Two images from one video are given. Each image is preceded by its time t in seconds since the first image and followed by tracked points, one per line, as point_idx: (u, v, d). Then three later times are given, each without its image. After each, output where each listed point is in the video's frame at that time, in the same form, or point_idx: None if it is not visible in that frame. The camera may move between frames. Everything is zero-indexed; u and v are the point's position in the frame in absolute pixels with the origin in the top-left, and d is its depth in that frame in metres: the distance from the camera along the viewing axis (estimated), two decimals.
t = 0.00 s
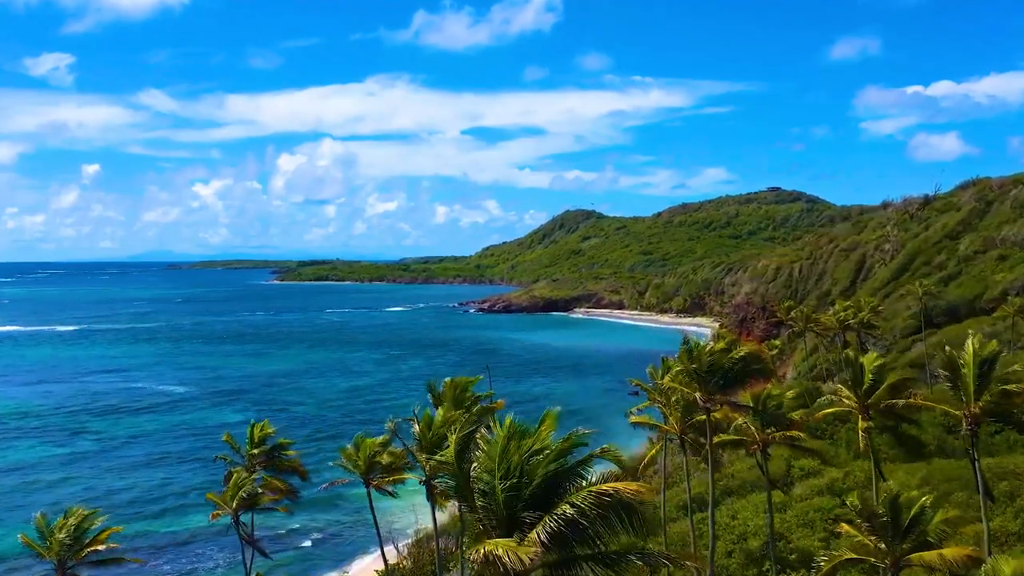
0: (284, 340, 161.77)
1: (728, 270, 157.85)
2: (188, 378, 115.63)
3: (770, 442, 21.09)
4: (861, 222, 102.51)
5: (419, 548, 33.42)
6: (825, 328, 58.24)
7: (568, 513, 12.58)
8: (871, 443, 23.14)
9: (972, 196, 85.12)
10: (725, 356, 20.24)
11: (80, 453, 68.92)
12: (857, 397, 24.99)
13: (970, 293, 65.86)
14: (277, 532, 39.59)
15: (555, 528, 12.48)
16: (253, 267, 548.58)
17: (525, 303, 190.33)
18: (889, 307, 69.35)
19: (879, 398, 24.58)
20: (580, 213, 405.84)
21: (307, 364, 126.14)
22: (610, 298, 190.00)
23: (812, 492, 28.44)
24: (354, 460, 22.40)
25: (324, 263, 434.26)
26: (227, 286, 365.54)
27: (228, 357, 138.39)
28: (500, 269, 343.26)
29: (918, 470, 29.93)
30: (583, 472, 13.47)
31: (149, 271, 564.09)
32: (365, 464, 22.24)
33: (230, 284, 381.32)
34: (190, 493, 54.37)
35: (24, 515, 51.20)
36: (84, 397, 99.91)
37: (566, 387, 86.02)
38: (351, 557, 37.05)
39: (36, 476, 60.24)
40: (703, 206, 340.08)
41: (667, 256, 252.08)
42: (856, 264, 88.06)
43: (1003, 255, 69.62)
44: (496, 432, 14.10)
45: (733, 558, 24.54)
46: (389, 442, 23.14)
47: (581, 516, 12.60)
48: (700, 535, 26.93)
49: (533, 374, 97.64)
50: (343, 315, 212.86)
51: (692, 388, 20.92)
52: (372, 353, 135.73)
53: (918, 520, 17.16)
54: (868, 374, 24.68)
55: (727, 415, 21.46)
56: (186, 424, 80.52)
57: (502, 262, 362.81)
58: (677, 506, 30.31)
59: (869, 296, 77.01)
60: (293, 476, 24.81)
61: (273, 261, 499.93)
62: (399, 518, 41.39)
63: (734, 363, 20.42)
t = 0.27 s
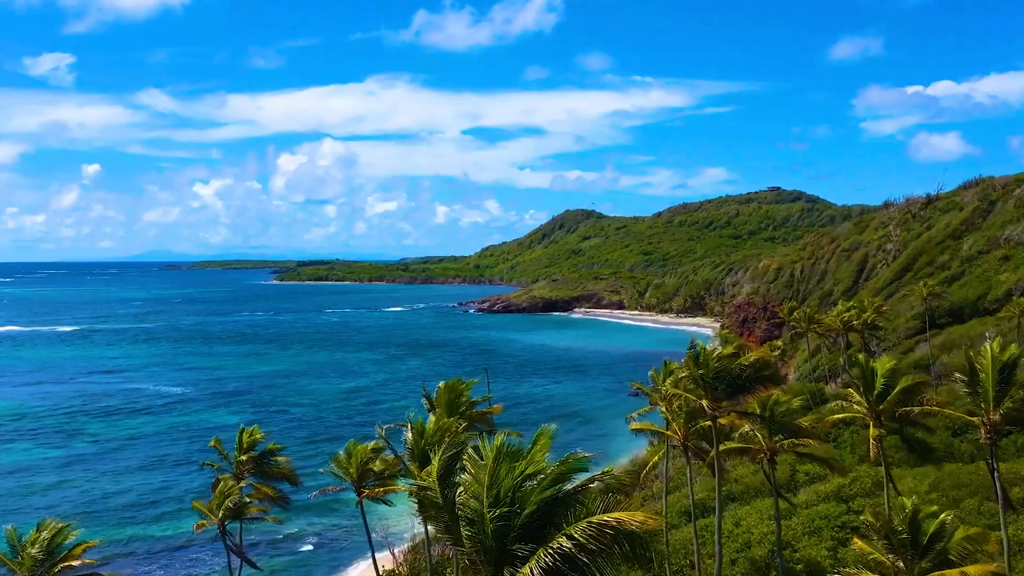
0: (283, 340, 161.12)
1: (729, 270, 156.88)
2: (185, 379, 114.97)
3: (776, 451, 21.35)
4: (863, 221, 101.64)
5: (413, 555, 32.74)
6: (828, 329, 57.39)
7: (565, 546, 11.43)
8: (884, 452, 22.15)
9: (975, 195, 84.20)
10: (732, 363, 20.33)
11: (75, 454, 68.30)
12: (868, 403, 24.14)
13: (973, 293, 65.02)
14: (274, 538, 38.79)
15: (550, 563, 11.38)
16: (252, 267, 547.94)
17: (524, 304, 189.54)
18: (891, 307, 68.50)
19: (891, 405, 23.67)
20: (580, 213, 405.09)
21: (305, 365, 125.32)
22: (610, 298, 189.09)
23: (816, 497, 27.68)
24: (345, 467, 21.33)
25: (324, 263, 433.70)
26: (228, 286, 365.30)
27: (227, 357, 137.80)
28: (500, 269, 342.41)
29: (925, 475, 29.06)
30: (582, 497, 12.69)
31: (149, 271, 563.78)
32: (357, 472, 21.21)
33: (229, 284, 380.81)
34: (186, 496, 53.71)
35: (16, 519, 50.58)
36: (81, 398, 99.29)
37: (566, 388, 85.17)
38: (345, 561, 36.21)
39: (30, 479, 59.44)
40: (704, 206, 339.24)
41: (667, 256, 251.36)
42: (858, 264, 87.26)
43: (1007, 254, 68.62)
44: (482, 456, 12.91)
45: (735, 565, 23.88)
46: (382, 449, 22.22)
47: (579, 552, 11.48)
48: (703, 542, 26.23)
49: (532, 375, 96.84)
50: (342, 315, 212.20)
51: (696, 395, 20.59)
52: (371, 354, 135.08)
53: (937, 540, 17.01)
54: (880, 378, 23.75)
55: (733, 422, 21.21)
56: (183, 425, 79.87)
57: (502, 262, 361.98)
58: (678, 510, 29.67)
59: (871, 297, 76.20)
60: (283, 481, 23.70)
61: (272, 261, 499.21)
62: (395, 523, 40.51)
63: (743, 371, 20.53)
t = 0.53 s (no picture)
0: (282, 340, 160.48)
1: (729, 270, 156.13)
2: (182, 380, 114.28)
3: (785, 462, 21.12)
4: (865, 220, 100.87)
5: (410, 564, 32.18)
6: (832, 329, 56.57)
7: None
8: (899, 460, 21.85)
9: (978, 195, 83.44)
10: (744, 370, 19.35)
11: (70, 457, 67.64)
12: (881, 409, 23.57)
13: (977, 293, 64.33)
14: (270, 544, 38.02)
15: None
16: (252, 267, 546.84)
17: (524, 304, 188.71)
18: (895, 308, 67.77)
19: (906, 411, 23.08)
20: (580, 212, 404.45)
21: (304, 365, 124.54)
22: (610, 298, 188.38)
23: (823, 505, 26.99)
24: (335, 477, 21.24)
25: (324, 262, 432.93)
26: (227, 286, 364.44)
27: (224, 358, 137.12)
28: (500, 268, 341.72)
29: (936, 484, 28.25)
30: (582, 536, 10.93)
31: (148, 271, 563.10)
32: (347, 483, 21.15)
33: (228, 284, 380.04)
34: (181, 502, 53.00)
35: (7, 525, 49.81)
36: (78, 400, 98.60)
37: (566, 389, 84.46)
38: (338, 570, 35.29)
39: (24, 483, 58.60)
40: (704, 206, 338.46)
41: (667, 256, 250.72)
42: (860, 264, 86.53)
43: (1012, 254, 67.76)
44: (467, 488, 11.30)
45: None
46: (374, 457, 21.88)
47: None
48: (706, 552, 25.58)
49: (532, 375, 96.10)
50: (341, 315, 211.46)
51: (706, 406, 20.02)
52: (370, 354, 134.42)
53: (966, 563, 16.46)
54: (895, 386, 23.23)
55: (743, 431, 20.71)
56: (179, 428, 79.14)
57: (502, 262, 361.42)
58: (681, 518, 29.19)
59: (874, 298, 75.55)
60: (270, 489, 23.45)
61: (271, 261, 498.33)
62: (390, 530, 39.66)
63: (754, 379, 19.55)
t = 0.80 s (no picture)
0: (281, 341, 159.82)
1: (730, 270, 155.21)
2: (179, 381, 113.63)
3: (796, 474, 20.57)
4: (867, 220, 100.07)
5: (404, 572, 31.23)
6: (835, 330, 55.72)
7: None
8: (913, 468, 20.92)
9: (982, 194, 82.56)
10: (755, 380, 19.22)
11: (64, 460, 67.02)
12: (896, 418, 22.76)
13: (981, 293, 63.48)
14: (270, 549, 37.22)
15: None
16: (251, 266, 545.85)
17: (524, 304, 187.91)
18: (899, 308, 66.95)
19: (921, 420, 22.30)
20: (580, 212, 403.74)
21: (302, 366, 123.73)
22: (610, 299, 187.57)
23: (830, 514, 26.24)
24: (323, 487, 20.75)
25: (324, 263, 432.19)
26: (227, 286, 363.62)
27: (222, 359, 136.45)
28: (500, 268, 340.92)
29: (951, 493, 27.15)
30: None
31: (147, 271, 562.24)
32: (336, 493, 20.69)
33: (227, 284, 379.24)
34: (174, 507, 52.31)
35: None
36: (74, 401, 97.99)
37: (565, 390, 83.70)
38: None
39: (18, 487, 57.73)
40: (704, 206, 337.65)
41: (667, 256, 249.98)
42: (863, 265, 85.69)
43: (1017, 253, 66.83)
44: (441, 535, 10.31)
45: None
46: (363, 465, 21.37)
47: None
48: (710, 564, 24.73)
49: (532, 376, 95.29)
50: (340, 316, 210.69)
51: (717, 419, 19.78)
52: (368, 355, 133.71)
53: None
54: (910, 394, 22.37)
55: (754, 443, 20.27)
56: (175, 430, 78.49)
57: (501, 261, 360.57)
58: (684, 527, 28.42)
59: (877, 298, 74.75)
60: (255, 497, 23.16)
61: (271, 261, 497.45)
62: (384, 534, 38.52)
63: (765, 389, 19.44)
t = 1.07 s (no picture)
0: (280, 341, 159.27)
1: (730, 270, 154.57)
2: (177, 382, 113.04)
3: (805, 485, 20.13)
4: (869, 220, 99.42)
5: None
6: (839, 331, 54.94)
7: None
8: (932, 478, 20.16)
9: (985, 193, 81.86)
10: (767, 390, 18.81)
11: (59, 462, 66.49)
12: (911, 425, 22.12)
13: (985, 294, 62.76)
14: (266, 556, 36.14)
15: None
16: (251, 266, 545.21)
17: (524, 304, 187.25)
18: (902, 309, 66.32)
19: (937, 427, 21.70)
20: (580, 211, 403.19)
21: (301, 367, 123.03)
22: (610, 299, 186.90)
23: (838, 522, 25.65)
24: (315, 496, 20.69)
25: (323, 263, 431.53)
26: (226, 286, 362.87)
27: (220, 360, 135.85)
28: (500, 268, 340.18)
29: (960, 497, 26.67)
30: None
31: (147, 271, 561.45)
32: (326, 503, 20.48)
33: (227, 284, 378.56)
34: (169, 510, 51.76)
35: None
36: (72, 402, 97.45)
37: (565, 392, 83.09)
38: None
39: (13, 491, 56.91)
40: (704, 206, 336.96)
41: (667, 256, 249.37)
42: (865, 265, 84.99)
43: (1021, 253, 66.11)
44: None
45: None
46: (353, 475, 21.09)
47: None
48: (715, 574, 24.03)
49: (531, 377, 94.62)
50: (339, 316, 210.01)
51: (727, 429, 19.56)
52: (367, 355, 133.13)
53: None
54: (926, 400, 21.70)
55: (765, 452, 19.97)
56: (172, 432, 77.93)
57: (501, 261, 359.85)
58: (687, 534, 27.79)
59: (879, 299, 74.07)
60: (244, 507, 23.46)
61: (270, 261, 496.67)
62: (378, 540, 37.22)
63: (780, 399, 18.94)
